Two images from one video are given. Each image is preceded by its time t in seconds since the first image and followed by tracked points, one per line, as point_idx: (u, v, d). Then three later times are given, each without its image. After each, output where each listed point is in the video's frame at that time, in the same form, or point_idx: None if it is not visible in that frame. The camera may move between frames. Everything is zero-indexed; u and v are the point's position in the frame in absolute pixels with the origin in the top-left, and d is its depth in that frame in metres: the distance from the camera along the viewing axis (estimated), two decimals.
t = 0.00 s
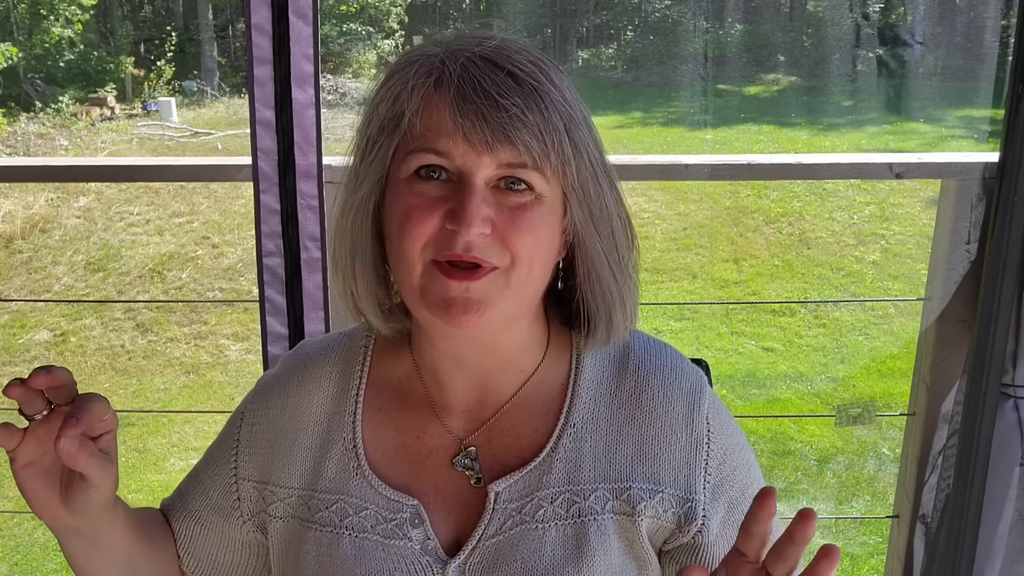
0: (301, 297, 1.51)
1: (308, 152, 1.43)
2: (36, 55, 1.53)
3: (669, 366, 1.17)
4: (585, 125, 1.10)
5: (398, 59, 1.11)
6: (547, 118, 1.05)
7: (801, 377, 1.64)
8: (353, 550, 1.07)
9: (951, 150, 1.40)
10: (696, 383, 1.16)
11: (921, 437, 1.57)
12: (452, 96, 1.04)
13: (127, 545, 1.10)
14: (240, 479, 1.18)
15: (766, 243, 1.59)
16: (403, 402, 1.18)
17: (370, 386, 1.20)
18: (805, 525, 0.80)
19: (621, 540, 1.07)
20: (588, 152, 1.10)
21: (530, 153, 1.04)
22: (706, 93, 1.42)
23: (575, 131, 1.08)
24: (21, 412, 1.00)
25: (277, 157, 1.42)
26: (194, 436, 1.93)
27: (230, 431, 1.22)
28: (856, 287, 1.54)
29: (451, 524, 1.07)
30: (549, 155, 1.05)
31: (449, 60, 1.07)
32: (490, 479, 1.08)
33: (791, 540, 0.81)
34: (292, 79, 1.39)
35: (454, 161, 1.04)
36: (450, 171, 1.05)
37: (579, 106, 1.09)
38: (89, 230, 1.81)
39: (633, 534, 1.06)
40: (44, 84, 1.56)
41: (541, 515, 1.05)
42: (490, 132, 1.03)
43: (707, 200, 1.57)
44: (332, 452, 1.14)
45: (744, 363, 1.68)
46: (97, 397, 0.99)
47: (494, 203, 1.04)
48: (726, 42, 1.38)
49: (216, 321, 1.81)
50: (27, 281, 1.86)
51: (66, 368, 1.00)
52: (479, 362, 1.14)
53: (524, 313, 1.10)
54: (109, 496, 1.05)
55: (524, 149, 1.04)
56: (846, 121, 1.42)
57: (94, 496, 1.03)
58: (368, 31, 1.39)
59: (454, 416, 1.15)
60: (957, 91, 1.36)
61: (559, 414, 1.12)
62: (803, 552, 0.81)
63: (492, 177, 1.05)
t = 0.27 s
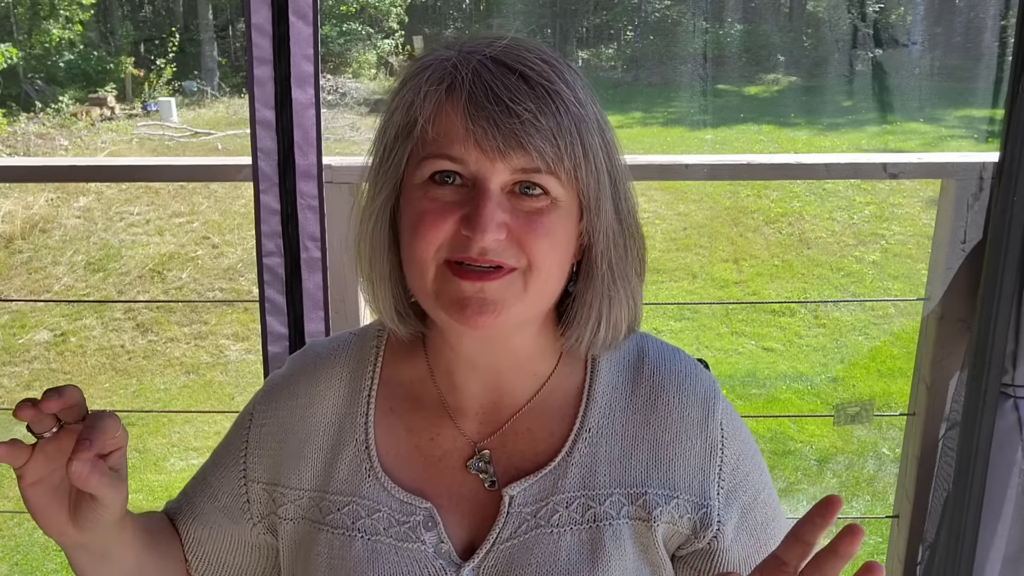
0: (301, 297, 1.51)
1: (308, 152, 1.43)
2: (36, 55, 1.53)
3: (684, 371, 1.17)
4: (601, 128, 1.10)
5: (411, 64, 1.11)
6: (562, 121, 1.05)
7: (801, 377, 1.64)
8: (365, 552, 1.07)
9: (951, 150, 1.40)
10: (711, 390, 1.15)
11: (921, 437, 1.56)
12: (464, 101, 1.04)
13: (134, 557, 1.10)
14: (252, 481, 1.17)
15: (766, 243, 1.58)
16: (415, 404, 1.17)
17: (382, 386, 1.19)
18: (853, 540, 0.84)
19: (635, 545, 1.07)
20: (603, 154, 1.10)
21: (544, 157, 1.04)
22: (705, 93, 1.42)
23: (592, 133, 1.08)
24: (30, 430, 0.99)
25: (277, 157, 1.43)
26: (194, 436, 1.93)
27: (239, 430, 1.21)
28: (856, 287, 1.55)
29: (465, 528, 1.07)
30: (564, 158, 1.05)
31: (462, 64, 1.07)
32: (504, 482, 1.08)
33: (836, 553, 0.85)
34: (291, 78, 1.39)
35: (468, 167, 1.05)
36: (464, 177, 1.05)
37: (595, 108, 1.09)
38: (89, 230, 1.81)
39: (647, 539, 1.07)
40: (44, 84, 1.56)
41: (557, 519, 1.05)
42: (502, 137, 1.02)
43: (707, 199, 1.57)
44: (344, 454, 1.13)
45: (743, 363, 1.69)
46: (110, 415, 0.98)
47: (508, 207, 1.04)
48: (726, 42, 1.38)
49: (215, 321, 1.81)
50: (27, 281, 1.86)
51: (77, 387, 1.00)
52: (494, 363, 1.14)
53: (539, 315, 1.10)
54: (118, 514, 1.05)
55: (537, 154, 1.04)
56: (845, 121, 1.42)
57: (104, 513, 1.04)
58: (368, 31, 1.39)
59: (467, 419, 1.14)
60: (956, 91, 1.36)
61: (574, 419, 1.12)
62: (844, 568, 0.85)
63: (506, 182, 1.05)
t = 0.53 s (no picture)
0: (302, 296, 1.50)
1: (308, 152, 1.43)
2: (36, 55, 1.52)
3: (692, 375, 1.16)
4: (613, 129, 1.09)
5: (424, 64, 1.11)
6: (574, 122, 1.05)
7: (801, 377, 1.64)
8: (374, 564, 1.05)
9: (951, 150, 1.42)
10: (718, 393, 1.15)
11: (920, 437, 1.57)
12: (475, 100, 1.05)
13: None
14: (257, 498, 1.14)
15: (766, 243, 1.58)
16: (424, 410, 1.16)
17: (389, 392, 1.18)
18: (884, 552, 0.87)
19: (644, 548, 1.08)
20: (615, 156, 1.10)
21: (554, 157, 1.04)
22: (705, 94, 1.42)
23: (604, 134, 1.08)
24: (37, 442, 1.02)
25: (277, 157, 1.43)
26: (194, 436, 1.93)
27: (238, 442, 1.18)
28: (856, 287, 1.56)
29: (474, 534, 1.07)
30: (575, 158, 1.05)
31: (473, 64, 1.07)
32: (513, 488, 1.08)
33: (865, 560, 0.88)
34: (291, 79, 1.39)
35: (479, 167, 1.05)
36: (475, 176, 1.06)
37: (606, 110, 1.09)
38: (89, 230, 1.81)
39: (657, 543, 1.07)
40: (44, 84, 1.55)
41: (567, 524, 1.05)
42: (513, 137, 1.03)
43: (707, 199, 1.57)
44: (350, 463, 1.11)
45: (743, 363, 1.68)
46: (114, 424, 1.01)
47: (518, 207, 1.04)
48: (726, 42, 1.38)
49: (216, 321, 1.81)
50: (28, 281, 1.85)
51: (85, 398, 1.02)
52: (504, 367, 1.14)
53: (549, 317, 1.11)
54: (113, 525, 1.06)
55: (549, 154, 1.04)
56: (846, 121, 1.42)
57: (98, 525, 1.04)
58: (368, 31, 1.39)
59: (476, 424, 1.14)
60: (955, 91, 1.36)
61: (582, 424, 1.13)
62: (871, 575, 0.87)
63: (517, 182, 1.05)
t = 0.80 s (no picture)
0: (302, 296, 1.50)
1: (309, 152, 1.43)
2: (36, 55, 1.52)
3: (682, 372, 1.11)
4: (599, 123, 1.03)
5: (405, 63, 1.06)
6: (559, 110, 0.99)
7: (801, 377, 1.65)
8: None
9: (951, 149, 1.43)
10: (709, 388, 1.10)
11: (922, 436, 1.60)
12: (456, 88, 0.98)
13: None
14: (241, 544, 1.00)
15: (766, 243, 1.58)
16: (412, 426, 1.05)
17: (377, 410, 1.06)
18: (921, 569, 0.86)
19: (651, 557, 1.00)
20: (602, 150, 1.03)
21: (538, 143, 0.97)
22: (705, 94, 1.41)
23: (589, 125, 1.01)
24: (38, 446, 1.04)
25: (278, 157, 1.43)
26: (194, 436, 1.94)
27: (216, 476, 1.04)
28: (856, 287, 1.56)
29: (474, 554, 0.97)
30: (560, 147, 0.98)
31: (453, 56, 1.01)
32: (512, 501, 0.99)
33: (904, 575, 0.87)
34: (292, 79, 1.39)
35: (460, 156, 0.97)
36: (454, 166, 0.97)
37: (592, 103, 1.03)
38: (89, 230, 1.81)
39: (664, 549, 1.00)
40: (44, 84, 1.55)
41: (570, 537, 0.97)
42: (495, 122, 0.95)
43: (707, 199, 1.55)
44: (342, 491, 0.99)
45: (743, 363, 1.67)
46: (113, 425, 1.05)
47: (503, 199, 0.96)
48: (727, 42, 1.38)
49: (216, 321, 1.81)
50: (28, 281, 1.86)
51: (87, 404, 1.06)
52: (494, 375, 1.04)
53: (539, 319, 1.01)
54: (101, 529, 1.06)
55: (534, 142, 0.97)
56: (846, 121, 1.42)
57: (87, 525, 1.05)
58: (368, 31, 1.38)
59: (467, 437, 1.04)
60: (952, 91, 1.38)
61: (580, 430, 1.04)
62: None
63: (501, 172, 0.97)
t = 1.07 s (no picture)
0: (302, 294, 1.50)
1: (310, 152, 1.43)
2: (36, 55, 1.52)
3: (676, 381, 1.02)
4: (586, 132, 0.96)
5: (378, 70, 0.97)
6: (543, 126, 0.91)
7: (801, 377, 1.65)
8: None
9: (951, 149, 1.43)
10: (705, 398, 1.01)
11: (922, 436, 1.60)
12: (432, 104, 0.90)
13: None
14: (219, 563, 0.94)
15: (766, 243, 1.59)
16: (396, 441, 0.99)
17: (358, 423, 1.00)
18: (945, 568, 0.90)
19: None
20: (589, 162, 0.96)
21: (522, 163, 0.89)
22: (705, 94, 1.41)
23: (575, 139, 0.94)
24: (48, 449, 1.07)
25: (279, 157, 1.42)
26: (194, 436, 1.94)
27: (194, 484, 0.98)
28: (856, 288, 1.56)
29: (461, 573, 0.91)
30: (544, 164, 0.91)
31: (427, 66, 0.93)
32: (499, 517, 0.92)
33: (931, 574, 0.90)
34: (292, 79, 1.39)
35: (439, 175, 0.90)
36: (433, 187, 0.91)
37: (577, 111, 0.95)
38: (89, 230, 1.81)
39: (653, 569, 0.92)
40: (44, 84, 1.56)
41: (554, 556, 0.90)
42: (475, 143, 0.88)
43: (707, 199, 1.55)
44: (326, 505, 0.93)
45: (743, 363, 1.67)
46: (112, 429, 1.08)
47: (486, 218, 0.89)
48: (727, 41, 1.38)
49: (216, 322, 1.81)
50: (27, 281, 1.87)
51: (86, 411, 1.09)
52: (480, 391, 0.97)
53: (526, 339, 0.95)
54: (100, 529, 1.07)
55: (517, 161, 0.89)
56: (846, 121, 1.42)
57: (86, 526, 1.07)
58: (368, 31, 1.39)
59: (453, 452, 0.97)
60: (953, 91, 1.38)
61: (568, 443, 0.97)
62: None
63: (484, 191, 0.90)
